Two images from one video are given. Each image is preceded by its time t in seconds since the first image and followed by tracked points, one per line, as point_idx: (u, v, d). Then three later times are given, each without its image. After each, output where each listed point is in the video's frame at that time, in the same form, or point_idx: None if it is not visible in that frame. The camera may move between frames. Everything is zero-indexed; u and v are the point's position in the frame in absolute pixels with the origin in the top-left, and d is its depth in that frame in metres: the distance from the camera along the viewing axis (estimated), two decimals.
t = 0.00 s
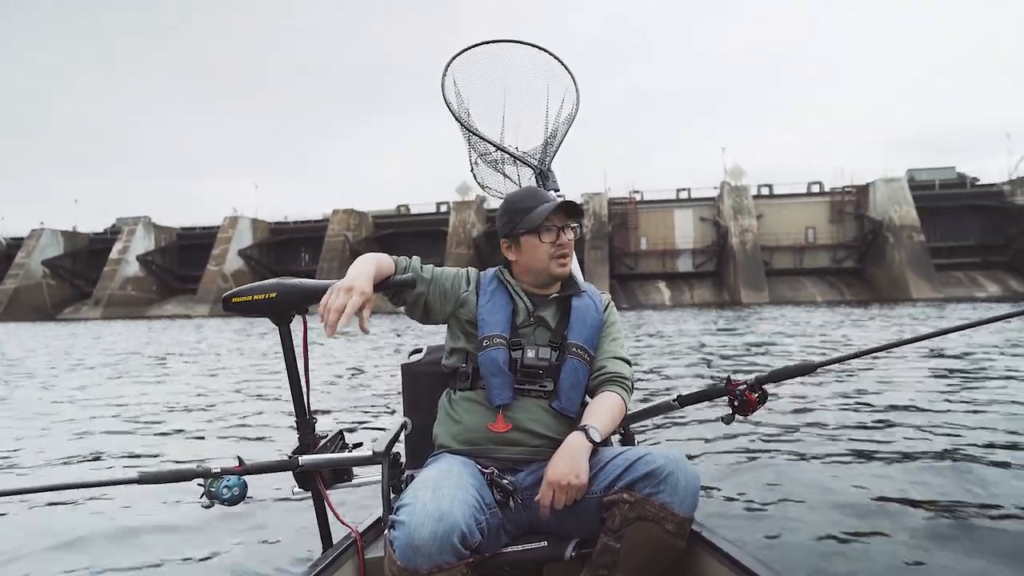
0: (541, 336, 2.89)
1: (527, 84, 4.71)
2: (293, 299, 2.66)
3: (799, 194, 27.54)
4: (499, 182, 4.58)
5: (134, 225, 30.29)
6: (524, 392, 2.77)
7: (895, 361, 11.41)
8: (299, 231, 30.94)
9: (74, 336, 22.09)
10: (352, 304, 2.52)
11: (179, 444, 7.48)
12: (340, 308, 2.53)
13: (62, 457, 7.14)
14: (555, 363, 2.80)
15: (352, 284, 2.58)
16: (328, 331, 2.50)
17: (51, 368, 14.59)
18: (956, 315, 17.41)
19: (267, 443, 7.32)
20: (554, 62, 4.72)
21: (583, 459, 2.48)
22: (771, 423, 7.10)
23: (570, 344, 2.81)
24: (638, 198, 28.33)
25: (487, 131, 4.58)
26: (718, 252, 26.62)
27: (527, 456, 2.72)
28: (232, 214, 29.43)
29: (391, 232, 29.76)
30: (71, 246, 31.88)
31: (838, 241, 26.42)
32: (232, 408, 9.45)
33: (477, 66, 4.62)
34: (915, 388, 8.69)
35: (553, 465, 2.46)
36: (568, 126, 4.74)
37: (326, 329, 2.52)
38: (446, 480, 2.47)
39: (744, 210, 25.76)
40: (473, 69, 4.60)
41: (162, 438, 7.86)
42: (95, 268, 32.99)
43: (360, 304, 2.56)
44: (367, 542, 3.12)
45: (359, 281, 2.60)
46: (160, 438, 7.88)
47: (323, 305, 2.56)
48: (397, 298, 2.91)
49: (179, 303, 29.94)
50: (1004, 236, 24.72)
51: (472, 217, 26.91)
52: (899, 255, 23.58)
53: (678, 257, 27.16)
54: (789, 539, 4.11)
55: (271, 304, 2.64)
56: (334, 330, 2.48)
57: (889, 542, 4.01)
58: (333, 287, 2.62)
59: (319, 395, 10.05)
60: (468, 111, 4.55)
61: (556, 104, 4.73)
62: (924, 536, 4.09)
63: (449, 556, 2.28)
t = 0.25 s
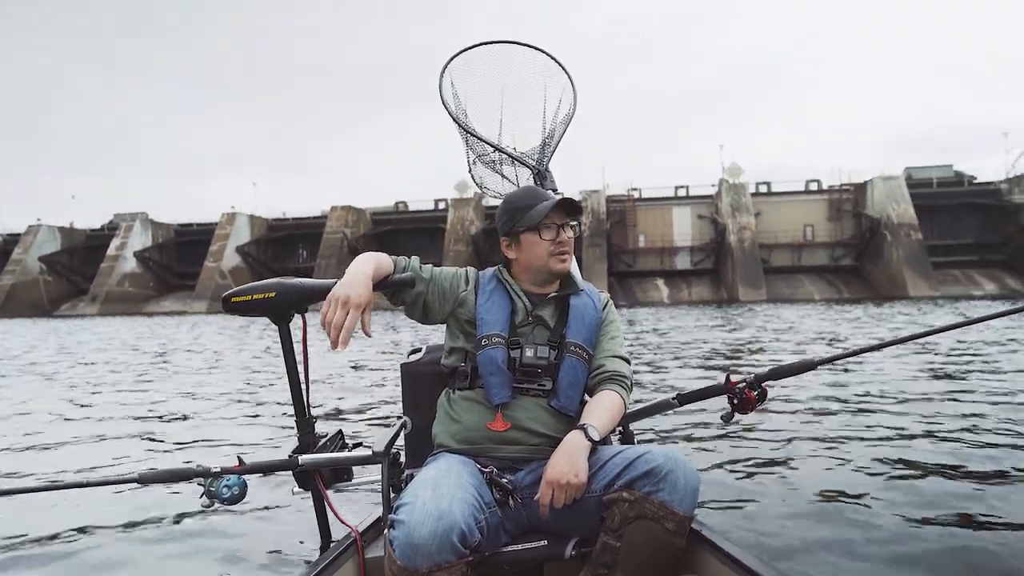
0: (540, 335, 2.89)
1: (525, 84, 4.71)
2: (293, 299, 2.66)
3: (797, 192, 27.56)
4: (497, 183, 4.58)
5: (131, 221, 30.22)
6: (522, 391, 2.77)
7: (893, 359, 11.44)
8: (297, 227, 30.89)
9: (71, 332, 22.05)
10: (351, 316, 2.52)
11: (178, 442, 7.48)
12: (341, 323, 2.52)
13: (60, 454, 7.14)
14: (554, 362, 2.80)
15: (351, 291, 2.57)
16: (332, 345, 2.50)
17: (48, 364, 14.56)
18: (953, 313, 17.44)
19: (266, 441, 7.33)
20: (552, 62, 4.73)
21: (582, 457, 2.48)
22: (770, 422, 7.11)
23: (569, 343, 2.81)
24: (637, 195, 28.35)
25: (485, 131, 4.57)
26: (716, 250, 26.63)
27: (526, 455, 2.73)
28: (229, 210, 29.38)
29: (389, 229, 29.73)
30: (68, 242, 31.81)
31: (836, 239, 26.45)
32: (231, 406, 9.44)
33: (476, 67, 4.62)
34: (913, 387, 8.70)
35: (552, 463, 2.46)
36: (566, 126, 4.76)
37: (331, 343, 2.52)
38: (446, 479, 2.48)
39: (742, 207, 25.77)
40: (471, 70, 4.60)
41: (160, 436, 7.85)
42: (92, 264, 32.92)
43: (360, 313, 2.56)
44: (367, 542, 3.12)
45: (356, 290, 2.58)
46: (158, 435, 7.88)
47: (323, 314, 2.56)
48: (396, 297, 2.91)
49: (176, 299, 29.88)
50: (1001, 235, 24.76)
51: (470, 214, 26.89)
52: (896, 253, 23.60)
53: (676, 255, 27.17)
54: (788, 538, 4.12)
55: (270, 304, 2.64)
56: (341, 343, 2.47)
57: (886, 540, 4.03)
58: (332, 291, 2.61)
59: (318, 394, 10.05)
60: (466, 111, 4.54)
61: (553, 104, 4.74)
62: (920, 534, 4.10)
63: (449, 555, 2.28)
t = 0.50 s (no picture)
0: (539, 332, 2.91)
1: (521, 81, 4.71)
2: (292, 299, 2.66)
3: (796, 194, 27.63)
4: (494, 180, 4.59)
5: (129, 220, 30.17)
6: (522, 388, 2.78)
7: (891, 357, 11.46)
8: (296, 227, 30.87)
9: (69, 331, 22.01)
10: (348, 315, 2.53)
11: (177, 442, 7.48)
12: (338, 322, 2.54)
13: (61, 455, 7.13)
14: (553, 359, 2.81)
15: (349, 290, 2.58)
16: (329, 343, 2.51)
17: (46, 363, 14.55)
18: (951, 314, 17.48)
19: (265, 441, 7.33)
20: (547, 59, 4.71)
21: (582, 454, 2.49)
22: (768, 418, 7.13)
23: (568, 339, 2.83)
24: (635, 196, 28.39)
25: (480, 129, 4.57)
26: (714, 250, 26.66)
27: (526, 452, 2.74)
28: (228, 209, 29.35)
29: (388, 228, 29.73)
30: (65, 241, 31.76)
31: (834, 240, 26.52)
32: (230, 405, 9.43)
33: (472, 65, 4.63)
34: (911, 383, 8.73)
35: (552, 460, 2.47)
36: (562, 123, 4.76)
37: (328, 340, 2.53)
38: (446, 478, 2.49)
39: (741, 208, 25.81)
40: (466, 68, 4.61)
41: (159, 435, 7.85)
42: (90, 263, 32.88)
43: (357, 311, 2.57)
44: (368, 542, 3.13)
45: (353, 287, 2.59)
46: (157, 435, 7.87)
47: (321, 313, 2.56)
48: (395, 295, 2.92)
49: (174, 298, 29.86)
50: (999, 236, 24.83)
51: (468, 214, 26.90)
52: (894, 255, 23.66)
53: (675, 256, 27.23)
54: (786, 534, 4.13)
55: (269, 304, 2.65)
56: (337, 342, 2.49)
57: (885, 536, 4.04)
58: (329, 290, 2.62)
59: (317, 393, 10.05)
60: (461, 109, 4.54)
61: (549, 101, 4.74)
62: (917, 528, 4.12)
63: (450, 553, 2.29)
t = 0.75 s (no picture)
0: (538, 333, 2.92)
1: (520, 80, 4.73)
2: (291, 297, 2.66)
3: (796, 201, 27.68)
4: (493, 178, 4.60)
5: (130, 217, 30.18)
6: (521, 389, 2.78)
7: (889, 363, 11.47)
8: (296, 226, 30.88)
9: (67, 327, 21.99)
10: (345, 317, 2.54)
11: (175, 440, 7.47)
12: (336, 323, 2.53)
13: (58, 451, 7.13)
14: (551, 360, 2.82)
15: (346, 292, 2.58)
16: (326, 345, 2.50)
17: (44, 359, 14.54)
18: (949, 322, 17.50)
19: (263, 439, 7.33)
20: (547, 58, 4.73)
21: (581, 454, 2.50)
22: (766, 421, 7.13)
23: (567, 340, 2.83)
24: (636, 201, 28.43)
25: (479, 127, 4.58)
26: (714, 257, 26.68)
27: (525, 453, 2.74)
28: (229, 207, 29.36)
29: (388, 229, 29.76)
30: (66, 237, 31.76)
31: (834, 248, 26.58)
32: (228, 404, 9.42)
33: (470, 63, 4.65)
34: (909, 389, 8.74)
35: (551, 461, 2.48)
36: (561, 122, 4.78)
37: (326, 342, 2.53)
38: (444, 477, 2.49)
39: (741, 215, 25.87)
40: (465, 66, 4.62)
41: (157, 433, 7.85)
42: (90, 259, 32.87)
43: (355, 313, 2.57)
44: (366, 540, 3.13)
45: (350, 290, 2.59)
46: (154, 433, 7.86)
47: (318, 316, 2.56)
48: (394, 294, 2.93)
49: (174, 296, 29.86)
50: (998, 247, 24.90)
51: (469, 216, 26.94)
52: (894, 264, 23.70)
53: (675, 261, 27.25)
54: (784, 536, 4.13)
55: (268, 303, 2.65)
56: (334, 345, 2.46)
57: (881, 539, 4.04)
58: (327, 292, 2.62)
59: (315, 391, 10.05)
60: (460, 107, 4.54)
61: (549, 99, 4.75)
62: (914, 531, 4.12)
63: (448, 552, 2.29)
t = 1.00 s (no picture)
0: (538, 334, 2.91)
1: (520, 80, 4.73)
2: (291, 297, 2.66)
3: (796, 201, 27.67)
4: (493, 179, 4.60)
5: (129, 221, 30.19)
6: (521, 390, 2.78)
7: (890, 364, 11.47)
8: (296, 229, 30.90)
9: (68, 331, 22.00)
10: (346, 317, 2.53)
11: (176, 442, 7.48)
12: (336, 324, 2.52)
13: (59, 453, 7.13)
14: (552, 361, 2.82)
15: (346, 292, 2.58)
16: (327, 346, 2.50)
17: (45, 363, 14.54)
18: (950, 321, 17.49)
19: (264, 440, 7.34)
20: (548, 58, 4.73)
21: (581, 456, 2.49)
22: (767, 422, 7.12)
23: (567, 341, 2.83)
24: (635, 202, 28.43)
25: (480, 127, 4.58)
26: (714, 257, 26.68)
27: (525, 454, 2.73)
28: (228, 210, 29.37)
29: (388, 231, 29.77)
30: (66, 241, 31.77)
31: (833, 247, 26.58)
32: (229, 406, 9.41)
33: (471, 63, 4.65)
34: (910, 390, 8.73)
35: (552, 462, 2.47)
36: (562, 122, 4.78)
37: (326, 342, 2.53)
38: (444, 478, 2.48)
39: (741, 215, 25.87)
40: (466, 66, 4.62)
41: (157, 435, 7.85)
42: (90, 263, 32.89)
43: (355, 314, 2.57)
44: (366, 541, 3.13)
45: (351, 290, 2.59)
46: (155, 435, 7.87)
47: (319, 317, 2.55)
48: (394, 296, 2.93)
49: (174, 299, 29.86)
50: (998, 246, 24.90)
51: (469, 218, 26.95)
52: (894, 263, 23.69)
53: (675, 262, 27.25)
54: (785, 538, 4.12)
55: (268, 303, 2.64)
56: (334, 345, 2.46)
57: (883, 540, 4.04)
58: (327, 293, 2.61)
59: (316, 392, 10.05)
60: (461, 107, 4.55)
61: (549, 100, 4.75)
62: (915, 532, 4.12)
63: (448, 553, 2.28)
